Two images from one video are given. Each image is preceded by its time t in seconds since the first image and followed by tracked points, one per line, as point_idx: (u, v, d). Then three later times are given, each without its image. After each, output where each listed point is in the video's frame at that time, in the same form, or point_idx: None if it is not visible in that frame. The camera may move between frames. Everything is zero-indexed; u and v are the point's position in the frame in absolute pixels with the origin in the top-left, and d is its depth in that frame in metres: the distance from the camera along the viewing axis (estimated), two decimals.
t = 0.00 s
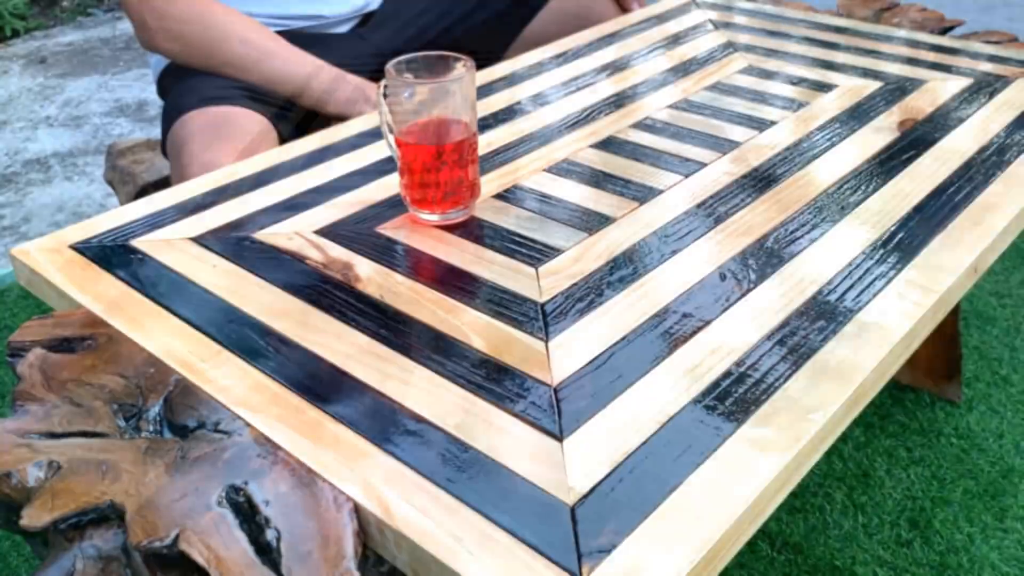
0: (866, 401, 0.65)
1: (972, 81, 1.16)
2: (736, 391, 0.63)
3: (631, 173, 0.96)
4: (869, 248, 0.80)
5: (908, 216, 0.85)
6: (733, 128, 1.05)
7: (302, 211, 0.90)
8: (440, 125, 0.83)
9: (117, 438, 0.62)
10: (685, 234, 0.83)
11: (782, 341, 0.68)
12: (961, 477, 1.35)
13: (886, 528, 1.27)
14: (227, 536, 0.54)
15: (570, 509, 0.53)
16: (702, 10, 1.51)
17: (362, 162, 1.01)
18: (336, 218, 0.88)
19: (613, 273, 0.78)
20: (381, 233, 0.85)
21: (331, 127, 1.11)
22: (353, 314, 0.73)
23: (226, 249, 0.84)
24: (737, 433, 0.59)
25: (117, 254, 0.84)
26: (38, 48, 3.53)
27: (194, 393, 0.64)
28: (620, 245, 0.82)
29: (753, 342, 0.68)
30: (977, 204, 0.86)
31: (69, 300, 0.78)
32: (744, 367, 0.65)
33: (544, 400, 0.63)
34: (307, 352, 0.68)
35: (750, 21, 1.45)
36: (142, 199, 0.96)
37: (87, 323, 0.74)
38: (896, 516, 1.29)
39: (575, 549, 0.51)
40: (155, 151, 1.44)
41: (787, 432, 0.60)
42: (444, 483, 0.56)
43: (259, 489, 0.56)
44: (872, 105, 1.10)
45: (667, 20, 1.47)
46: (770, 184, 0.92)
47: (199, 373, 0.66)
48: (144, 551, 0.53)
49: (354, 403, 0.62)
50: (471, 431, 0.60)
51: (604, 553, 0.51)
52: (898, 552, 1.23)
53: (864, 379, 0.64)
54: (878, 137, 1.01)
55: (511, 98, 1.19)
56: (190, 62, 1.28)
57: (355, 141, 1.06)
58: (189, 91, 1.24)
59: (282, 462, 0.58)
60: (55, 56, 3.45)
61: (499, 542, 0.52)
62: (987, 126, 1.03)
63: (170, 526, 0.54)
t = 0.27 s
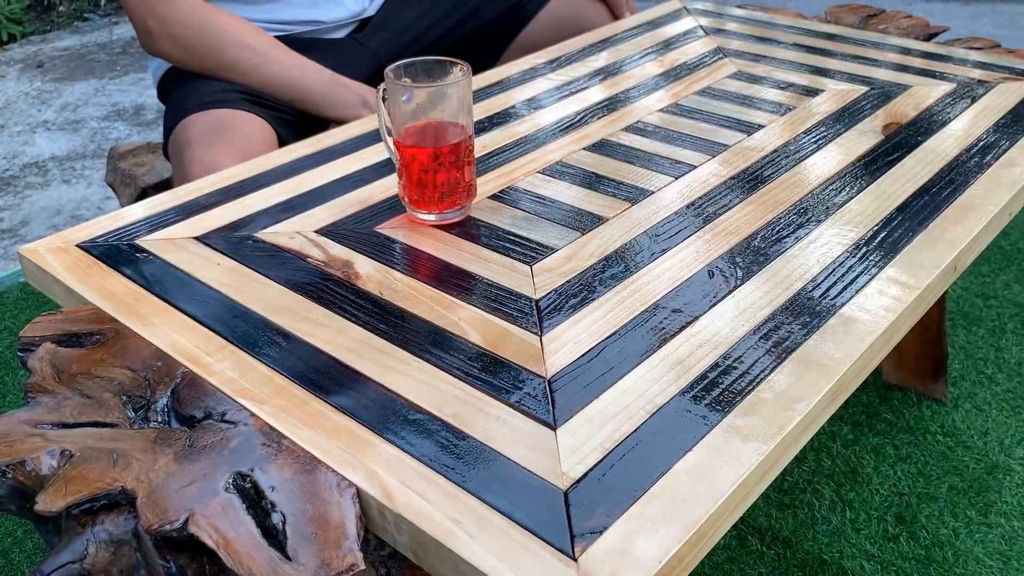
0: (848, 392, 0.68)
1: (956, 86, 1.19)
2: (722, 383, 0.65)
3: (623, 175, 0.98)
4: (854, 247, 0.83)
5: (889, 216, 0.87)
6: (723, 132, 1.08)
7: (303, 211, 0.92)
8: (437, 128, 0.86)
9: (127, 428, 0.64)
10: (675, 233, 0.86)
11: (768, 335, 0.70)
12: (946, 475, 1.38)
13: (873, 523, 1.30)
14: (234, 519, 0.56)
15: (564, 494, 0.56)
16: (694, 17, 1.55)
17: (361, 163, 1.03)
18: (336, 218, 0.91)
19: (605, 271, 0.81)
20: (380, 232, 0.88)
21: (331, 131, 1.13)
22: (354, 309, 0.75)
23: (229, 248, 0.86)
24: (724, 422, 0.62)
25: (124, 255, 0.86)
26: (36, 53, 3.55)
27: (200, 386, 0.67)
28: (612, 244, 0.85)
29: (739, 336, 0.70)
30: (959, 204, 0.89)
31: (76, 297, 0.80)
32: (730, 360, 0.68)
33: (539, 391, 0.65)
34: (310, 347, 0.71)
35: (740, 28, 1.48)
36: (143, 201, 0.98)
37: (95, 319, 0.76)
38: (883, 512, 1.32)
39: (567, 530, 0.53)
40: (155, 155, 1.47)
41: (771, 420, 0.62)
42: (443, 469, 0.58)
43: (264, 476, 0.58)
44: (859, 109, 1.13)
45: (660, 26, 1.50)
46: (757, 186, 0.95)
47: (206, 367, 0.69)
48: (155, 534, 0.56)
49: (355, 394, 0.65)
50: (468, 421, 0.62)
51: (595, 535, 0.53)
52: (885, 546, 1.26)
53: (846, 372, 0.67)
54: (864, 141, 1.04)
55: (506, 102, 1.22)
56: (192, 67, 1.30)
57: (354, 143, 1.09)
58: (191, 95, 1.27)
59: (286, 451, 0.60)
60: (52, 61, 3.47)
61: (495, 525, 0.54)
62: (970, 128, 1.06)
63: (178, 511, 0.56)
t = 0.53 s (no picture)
0: (835, 379, 0.71)
1: (942, 90, 1.23)
2: (714, 370, 0.68)
3: (620, 174, 1.01)
4: (841, 242, 0.86)
5: (875, 214, 0.90)
6: (716, 133, 1.11)
7: (308, 208, 0.95)
8: (440, 128, 0.89)
9: (143, 412, 0.67)
10: (669, 229, 0.89)
11: (758, 326, 0.73)
12: (934, 469, 1.41)
13: (862, 516, 1.33)
14: (249, 496, 0.58)
15: (563, 472, 0.59)
16: (687, 22, 1.58)
17: (363, 163, 1.06)
18: (340, 215, 0.94)
19: (601, 265, 0.84)
20: (384, 228, 0.91)
21: (334, 131, 1.16)
22: (360, 301, 0.78)
23: (237, 242, 0.89)
24: (715, 406, 0.65)
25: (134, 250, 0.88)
26: (36, 57, 3.58)
27: (212, 373, 0.69)
28: (608, 240, 0.88)
29: (730, 326, 0.73)
30: (943, 201, 0.93)
31: (91, 290, 0.83)
32: (721, 348, 0.71)
33: (539, 376, 0.68)
34: (318, 336, 0.73)
35: (733, 33, 1.52)
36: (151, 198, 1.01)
37: (110, 311, 0.78)
38: (872, 505, 1.35)
39: (567, 506, 0.56)
40: (160, 156, 1.49)
41: (760, 405, 0.65)
42: (448, 450, 0.61)
43: (276, 457, 0.61)
44: (847, 111, 1.17)
45: (654, 31, 1.54)
46: (748, 184, 0.98)
47: (219, 354, 0.71)
48: (174, 510, 0.58)
49: (361, 380, 0.68)
50: (471, 406, 0.65)
51: (592, 510, 0.56)
52: (874, 538, 1.29)
53: (832, 359, 0.70)
54: (852, 142, 1.07)
55: (505, 105, 1.25)
56: (199, 69, 1.33)
57: (357, 144, 1.12)
58: (197, 97, 1.29)
59: (297, 433, 0.63)
60: (52, 65, 3.49)
61: (498, 500, 0.57)
62: (955, 130, 1.09)
63: (195, 489, 0.59)
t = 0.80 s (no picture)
0: (824, 367, 0.74)
1: (930, 94, 1.27)
2: (710, 358, 0.72)
3: (619, 174, 1.05)
4: (832, 239, 0.90)
5: (863, 213, 0.94)
6: (711, 136, 1.15)
7: (318, 207, 0.99)
8: (447, 130, 0.92)
9: (167, 398, 0.70)
10: (667, 227, 0.93)
11: (752, 316, 0.77)
12: (924, 465, 1.45)
13: (854, 509, 1.36)
14: (270, 474, 0.61)
15: (567, 452, 0.62)
16: (683, 30, 1.63)
17: (371, 164, 1.10)
18: (350, 214, 0.97)
19: (602, 261, 0.87)
20: (392, 226, 0.94)
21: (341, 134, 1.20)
22: (371, 294, 0.82)
23: (250, 239, 0.92)
24: (712, 390, 0.68)
25: (150, 246, 0.92)
26: (37, 63, 3.61)
27: (232, 360, 0.73)
28: (608, 237, 0.92)
29: (725, 317, 0.77)
30: (929, 201, 0.96)
31: (111, 283, 0.86)
32: (717, 338, 0.74)
33: (543, 364, 0.72)
34: (332, 327, 0.77)
35: (727, 40, 1.56)
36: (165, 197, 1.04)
37: (129, 304, 0.82)
38: (863, 499, 1.38)
39: (571, 482, 0.60)
40: (167, 158, 1.53)
41: (753, 389, 0.68)
42: (458, 432, 0.64)
43: (295, 438, 0.64)
44: (838, 115, 1.21)
45: (650, 38, 1.58)
46: (742, 185, 1.02)
47: (238, 344, 0.75)
48: (198, 488, 0.62)
49: (375, 367, 0.71)
50: (479, 391, 0.69)
51: (596, 486, 0.59)
52: (865, 531, 1.32)
53: (822, 348, 0.73)
54: (843, 145, 1.11)
55: (506, 109, 1.29)
56: (209, 72, 1.37)
57: (364, 146, 1.15)
58: (208, 100, 1.33)
59: (316, 416, 0.66)
60: (54, 71, 3.52)
61: (506, 478, 0.60)
62: (942, 133, 1.13)
63: (218, 468, 0.62)
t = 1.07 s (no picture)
0: (814, 351, 0.78)
1: (917, 96, 1.31)
2: (706, 343, 0.76)
3: (617, 171, 1.09)
4: (822, 232, 0.94)
5: (852, 208, 0.98)
6: (706, 136, 1.19)
7: (328, 203, 1.03)
8: (452, 129, 0.96)
9: (189, 381, 0.73)
10: (664, 222, 0.97)
11: (746, 303, 0.81)
12: (914, 457, 1.49)
13: (846, 500, 1.40)
14: (290, 449, 0.65)
15: (571, 429, 0.66)
16: (678, 35, 1.67)
17: (378, 163, 1.14)
18: (359, 210, 1.01)
19: (601, 253, 0.91)
20: (399, 221, 0.98)
21: (348, 135, 1.23)
22: (381, 285, 0.85)
23: (264, 234, 0.96)
24: (707, 371, 0.72)
25: (166, 240, 0.95)
26: (38, 70, 3.64)
27: (251, 346, 0.76)
28: (607, 231, 0.95)
29: (720, 305, 0.81)
30: (915, 196, 1.01)
31: (131, 275, 0.90)
32: (713, 324, 0.78)
33: (547, 349, 0.76)
34: (345, 315, 0.81)
35: (722, 45, 1.61)
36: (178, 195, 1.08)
37: (149, 295, 0.85)
38: (855, 490, 1.42)
39: (575, 456, 0.63)
40: (175, 160, 1.56)
41: (747, 370, 0.72)
42: (468, 411, 0.68)
43: (313, 417, 0.68)
44: (829, 116, 1.25)
45: (646, 43, 1.63)
46: (735, 182, 1.06)
47: (256, 332, 0.78)
48: (221, 463, 0.65)
49: (388, 352, 0.75)
50: (487, 374, 0.72)
51: (598, 459, 0.63)
52: (857, 521, 1.36)
53: (812, 333, 0.77)
54: (832, 144, 1.16)
55: (507, 111, 1.33)
56: (220, 76, 1.41)
57: (371, 146, 1.19)
58: (218, 102, 1.38)
59: (332, 396, 0.70)
60: (56, 77, 3.56)
61: (514, 452, 0.64)
62: (927, 132, 1.18)
63: (241, 444, 0.65)
